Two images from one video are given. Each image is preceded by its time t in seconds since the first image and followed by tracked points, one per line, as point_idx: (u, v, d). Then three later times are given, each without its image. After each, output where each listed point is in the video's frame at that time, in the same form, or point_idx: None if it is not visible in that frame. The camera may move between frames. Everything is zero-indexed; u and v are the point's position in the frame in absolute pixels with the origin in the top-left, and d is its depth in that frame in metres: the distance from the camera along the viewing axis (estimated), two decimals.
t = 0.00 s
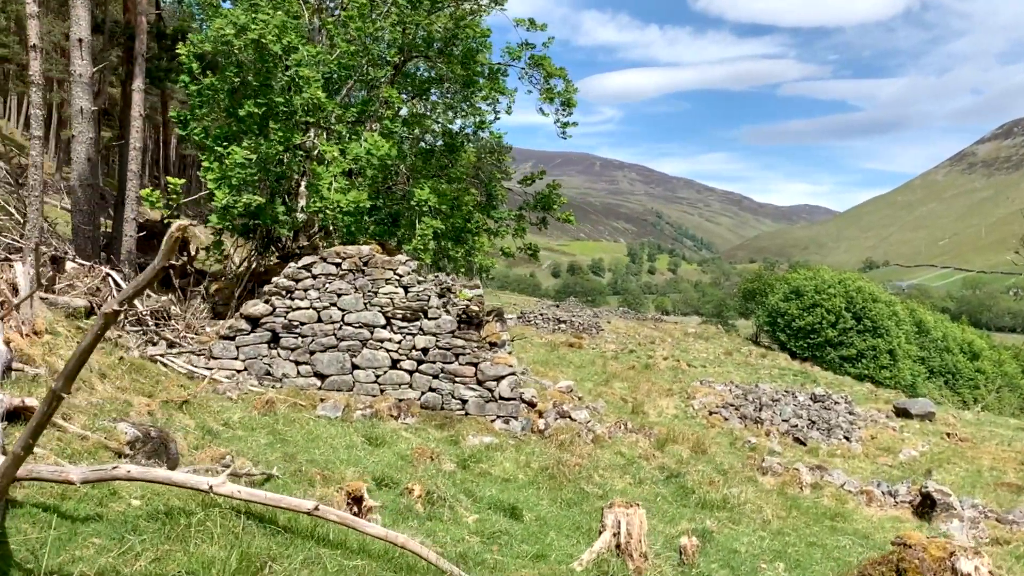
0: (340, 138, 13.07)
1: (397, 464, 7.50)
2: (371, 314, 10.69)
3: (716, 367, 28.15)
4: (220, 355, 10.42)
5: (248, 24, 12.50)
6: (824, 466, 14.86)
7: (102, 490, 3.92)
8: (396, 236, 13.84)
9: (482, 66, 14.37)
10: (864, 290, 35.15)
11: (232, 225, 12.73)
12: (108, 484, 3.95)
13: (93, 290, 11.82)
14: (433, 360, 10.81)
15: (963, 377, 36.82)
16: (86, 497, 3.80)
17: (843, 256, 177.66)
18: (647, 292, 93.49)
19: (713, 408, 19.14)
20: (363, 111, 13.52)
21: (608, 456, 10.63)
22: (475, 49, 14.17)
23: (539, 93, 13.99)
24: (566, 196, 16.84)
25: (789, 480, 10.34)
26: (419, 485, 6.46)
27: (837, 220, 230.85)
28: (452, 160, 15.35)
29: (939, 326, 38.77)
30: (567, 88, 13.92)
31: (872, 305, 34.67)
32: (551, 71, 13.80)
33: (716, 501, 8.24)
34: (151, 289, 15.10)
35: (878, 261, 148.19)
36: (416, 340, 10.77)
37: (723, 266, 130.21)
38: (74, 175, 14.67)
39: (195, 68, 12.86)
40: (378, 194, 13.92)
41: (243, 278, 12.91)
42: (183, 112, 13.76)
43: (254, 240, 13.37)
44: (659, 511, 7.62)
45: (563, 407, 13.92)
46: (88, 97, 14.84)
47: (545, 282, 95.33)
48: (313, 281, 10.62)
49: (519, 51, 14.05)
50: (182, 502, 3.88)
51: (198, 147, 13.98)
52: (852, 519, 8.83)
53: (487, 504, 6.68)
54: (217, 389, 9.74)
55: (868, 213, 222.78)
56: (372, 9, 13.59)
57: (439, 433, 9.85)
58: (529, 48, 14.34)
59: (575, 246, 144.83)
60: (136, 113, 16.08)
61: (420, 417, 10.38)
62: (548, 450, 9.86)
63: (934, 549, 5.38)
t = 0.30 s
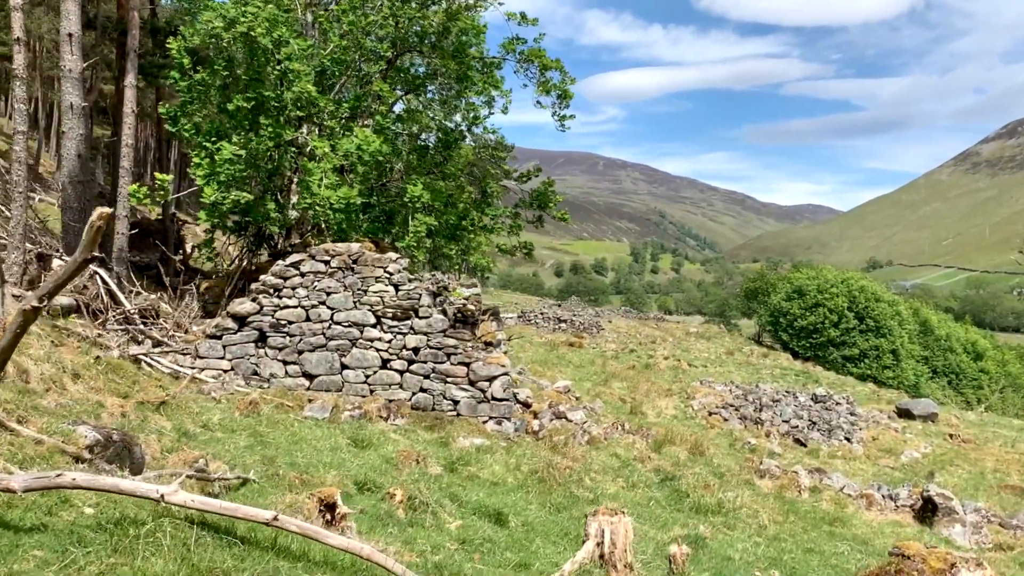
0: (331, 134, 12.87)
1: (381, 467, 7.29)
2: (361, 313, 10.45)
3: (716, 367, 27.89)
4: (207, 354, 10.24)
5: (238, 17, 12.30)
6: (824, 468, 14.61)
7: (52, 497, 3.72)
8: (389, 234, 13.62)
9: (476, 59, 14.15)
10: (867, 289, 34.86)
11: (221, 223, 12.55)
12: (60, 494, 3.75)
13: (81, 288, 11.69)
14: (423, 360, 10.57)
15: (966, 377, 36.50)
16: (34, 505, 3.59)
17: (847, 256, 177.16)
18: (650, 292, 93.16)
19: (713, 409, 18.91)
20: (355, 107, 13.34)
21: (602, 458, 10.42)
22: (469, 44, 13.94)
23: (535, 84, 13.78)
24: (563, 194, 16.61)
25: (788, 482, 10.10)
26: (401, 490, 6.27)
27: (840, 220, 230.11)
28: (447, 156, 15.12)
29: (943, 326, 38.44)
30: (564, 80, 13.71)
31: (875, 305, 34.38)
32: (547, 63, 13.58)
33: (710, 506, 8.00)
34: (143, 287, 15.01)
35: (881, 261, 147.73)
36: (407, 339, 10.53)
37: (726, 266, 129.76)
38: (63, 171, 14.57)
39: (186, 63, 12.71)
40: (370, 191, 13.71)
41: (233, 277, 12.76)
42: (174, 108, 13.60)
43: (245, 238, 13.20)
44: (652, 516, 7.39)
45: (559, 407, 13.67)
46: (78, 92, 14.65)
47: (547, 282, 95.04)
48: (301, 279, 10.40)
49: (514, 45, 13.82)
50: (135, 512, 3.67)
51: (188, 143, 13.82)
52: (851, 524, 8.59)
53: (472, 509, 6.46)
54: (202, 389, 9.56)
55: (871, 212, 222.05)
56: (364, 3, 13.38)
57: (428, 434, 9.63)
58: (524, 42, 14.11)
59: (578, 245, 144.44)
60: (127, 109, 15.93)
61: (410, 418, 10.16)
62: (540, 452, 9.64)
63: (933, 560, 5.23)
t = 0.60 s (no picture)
0: (325, 131, 12.71)
1: (372, 471, 7.11)
2: (354, 313, 10.26)
3: (717, 368, 27.74)
4: (197, 355, 10.07)
5: (230, 12, 12.13)
6: (825, 471, 14.44)
7: (17, 507, 3.62)
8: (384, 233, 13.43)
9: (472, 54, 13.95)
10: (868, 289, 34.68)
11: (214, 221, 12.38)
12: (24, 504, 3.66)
13: (71, 288, 11.44)
14: (418, 361, 10.39)
15: (968, 378, 36.33)
16: None
17: (848, 256, 176.96)
18: (650, 292, 93.00)
19: (713, 410, 18.73)
20: (350, 105, 13.19)
21: (599, 462, 10.24)
22: (466, 40, 13.77)
23: (531, 77, 13.60)
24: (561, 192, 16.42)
25: (789, 486, 9.90)
26: (390, 496, 6.10)
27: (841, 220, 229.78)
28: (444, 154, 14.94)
29: (944, 326, 38.28)
30: (560, 74, 13.54)
31: (876, 305, 34.18)
32: (544, 57, 13.42)
33: (709, 511, 7.81)
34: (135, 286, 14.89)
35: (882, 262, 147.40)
36: (401, 340, 10.35)
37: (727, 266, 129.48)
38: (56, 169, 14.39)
39: (179, 59, 12.56)
40: (365, 188, 13.53)
41: (227, 276, 12.58)
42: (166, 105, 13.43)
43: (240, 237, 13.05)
44: (648, 522, 7.21)
45: (556, 409, 13.47)
46: (71, 90, 14.42)
47: (548, 282, 94.80)
48: (294, 278, 10.22)
49: (511, 40, 13.65)
50: (100, 526, 3.52)
51: (182, 140, 13.65)
52: (853, 529, 8.41)
53: (462, 516, 6.27)
54: (191, 391, 9.40)
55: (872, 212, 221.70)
56: None
57: (422, 437, 9.46)
58: (521, 37, 13.94)
59: (578, 245, 144.26)
60: (122, 107, 16.05)
61: (404, 421, 9.98)
62: (535, 455, 9.46)
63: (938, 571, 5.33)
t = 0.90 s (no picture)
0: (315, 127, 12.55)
1: (356, 474, 6.92)
2: (343, 312, 10.07)
3: (716, 367, 27.60)
4: (182, 354, 9.89)
5: (219, 7, 11.99)
6: (824, 473, 14.26)
7: None
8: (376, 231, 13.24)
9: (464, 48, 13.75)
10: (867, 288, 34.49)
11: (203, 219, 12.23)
12: None
13: (57, 286, 11.30)
14: (408, 361, 10.20)
15: (968, 377, 36.12)
16: None
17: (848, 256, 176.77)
18: (650, 292, 92.84)
19: (711, 410, 18.54)
20: (341, 101, 13.04)
21: (592, 463, 10.05)
22: (458, 35, 13.60)
23: (524, 74, 13.41)
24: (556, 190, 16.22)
25: (786, 488, 9.70)
26: (371, 500, 5.92)
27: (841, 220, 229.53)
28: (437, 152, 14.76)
29: (945, 326, 38.09)
30: (554, 70, 13.33)
31: (876, 305, 33.99)
32: (537, 54, 13.22)
33: (702, 515, 7.63)
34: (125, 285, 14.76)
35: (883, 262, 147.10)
36: (391, 339, 10.16)
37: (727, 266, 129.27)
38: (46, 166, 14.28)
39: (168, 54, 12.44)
40: (357, 186, 13.35)
41: (217, 274, 12.41)
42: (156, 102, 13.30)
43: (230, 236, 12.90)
44: (640, 526, 7.02)
45: (552, 409, 13.27)
46: (60, 86, 14.31)
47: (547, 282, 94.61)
48: (281, 277, 10.03)
49: (504, 35, 13.47)
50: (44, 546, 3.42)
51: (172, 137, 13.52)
52: (851, 533, 8.21)
53: (446, 520, 6.08)
54: (175, 392, 9.23)
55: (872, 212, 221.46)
56: None
57: (412, 439, 9.27)
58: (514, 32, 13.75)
59: (578, 245, 144.08)
60: (112, 104, 16.00)
61: (394, 422, 9.79)
62: (526, 456, 9.27)
63: None
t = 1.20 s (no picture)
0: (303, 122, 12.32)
1: (335, 479, 6.67)
2: (329, 311, 9.82)
3: (714, 367, 27.41)
4: (164, 354, 9.67)
5: None
6: (822, 474, 14.03)
7: None
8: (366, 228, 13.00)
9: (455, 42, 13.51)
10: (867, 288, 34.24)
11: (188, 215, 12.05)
12: None
13: (38, 285, 11.08)
14: (395, 361, 9.97)
15: (968, 377, 35.91)
16: None
17: (848, 255, 176.49)
18: (650, 292, 92.69)
19: (708, 410, 18.32)
20: (330, 96, 12.82)
21: (584, 467, 9.82)
22: (449, 30, 13.36)
23: (515, 70, 13.16)
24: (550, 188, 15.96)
25: (783, 491, 9.46)
26: (348, 507, 5.70)
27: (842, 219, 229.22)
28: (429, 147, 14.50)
29: (945, 326, 37.95)
30: (546, 68, 13.08)
31: (876, 304, 33.75)
32: (529, 51, 12.97)
33: (694, 520, 7.39)
34: (112, 284, 14.55)
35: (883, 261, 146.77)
36: (378, 339, 9.92)
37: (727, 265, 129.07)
38: (30, 163, 14.06)
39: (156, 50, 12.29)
40: (346, 182, 13.12)
41: (204, 272, 12.18)
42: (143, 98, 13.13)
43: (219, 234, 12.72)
44: (629, 533, 6.79)
45: (545, 410, 13.03)
46: (45, 82, 14.09)
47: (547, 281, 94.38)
48: (265, 275, 9.79)
49: (496, 31, 13.23)
50: None
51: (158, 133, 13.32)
52: (848, 539, 7.98)
53: (425, 529, 5.83)
54: (155, 394, 9.01)
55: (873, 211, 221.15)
56: None
57: (398, 441, 9.04)
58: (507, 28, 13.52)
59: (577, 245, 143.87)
60: (99, 100, 15.79)
61: (380, 424, 9.56)
62: (515, 459, 9.04)
63: None
